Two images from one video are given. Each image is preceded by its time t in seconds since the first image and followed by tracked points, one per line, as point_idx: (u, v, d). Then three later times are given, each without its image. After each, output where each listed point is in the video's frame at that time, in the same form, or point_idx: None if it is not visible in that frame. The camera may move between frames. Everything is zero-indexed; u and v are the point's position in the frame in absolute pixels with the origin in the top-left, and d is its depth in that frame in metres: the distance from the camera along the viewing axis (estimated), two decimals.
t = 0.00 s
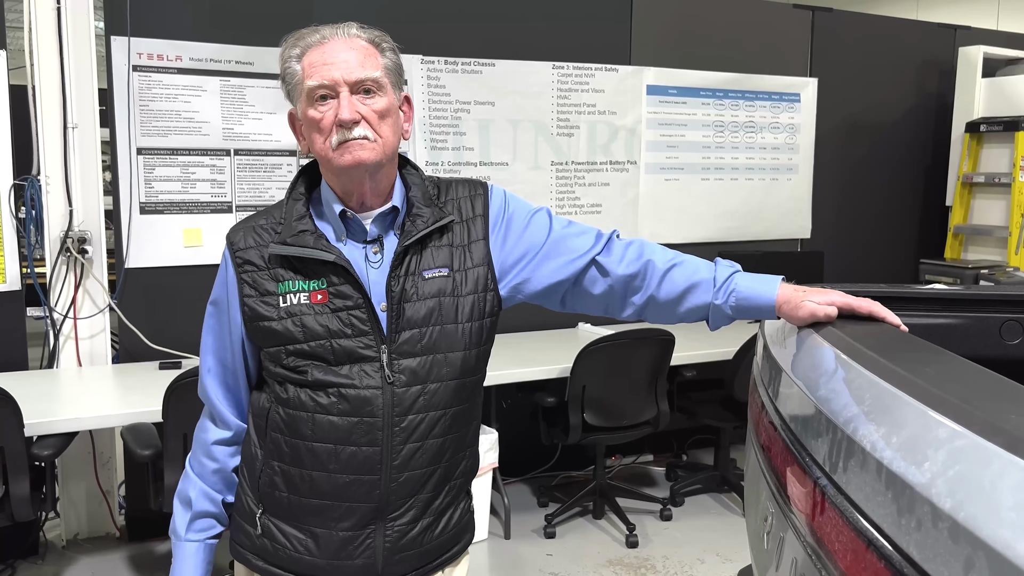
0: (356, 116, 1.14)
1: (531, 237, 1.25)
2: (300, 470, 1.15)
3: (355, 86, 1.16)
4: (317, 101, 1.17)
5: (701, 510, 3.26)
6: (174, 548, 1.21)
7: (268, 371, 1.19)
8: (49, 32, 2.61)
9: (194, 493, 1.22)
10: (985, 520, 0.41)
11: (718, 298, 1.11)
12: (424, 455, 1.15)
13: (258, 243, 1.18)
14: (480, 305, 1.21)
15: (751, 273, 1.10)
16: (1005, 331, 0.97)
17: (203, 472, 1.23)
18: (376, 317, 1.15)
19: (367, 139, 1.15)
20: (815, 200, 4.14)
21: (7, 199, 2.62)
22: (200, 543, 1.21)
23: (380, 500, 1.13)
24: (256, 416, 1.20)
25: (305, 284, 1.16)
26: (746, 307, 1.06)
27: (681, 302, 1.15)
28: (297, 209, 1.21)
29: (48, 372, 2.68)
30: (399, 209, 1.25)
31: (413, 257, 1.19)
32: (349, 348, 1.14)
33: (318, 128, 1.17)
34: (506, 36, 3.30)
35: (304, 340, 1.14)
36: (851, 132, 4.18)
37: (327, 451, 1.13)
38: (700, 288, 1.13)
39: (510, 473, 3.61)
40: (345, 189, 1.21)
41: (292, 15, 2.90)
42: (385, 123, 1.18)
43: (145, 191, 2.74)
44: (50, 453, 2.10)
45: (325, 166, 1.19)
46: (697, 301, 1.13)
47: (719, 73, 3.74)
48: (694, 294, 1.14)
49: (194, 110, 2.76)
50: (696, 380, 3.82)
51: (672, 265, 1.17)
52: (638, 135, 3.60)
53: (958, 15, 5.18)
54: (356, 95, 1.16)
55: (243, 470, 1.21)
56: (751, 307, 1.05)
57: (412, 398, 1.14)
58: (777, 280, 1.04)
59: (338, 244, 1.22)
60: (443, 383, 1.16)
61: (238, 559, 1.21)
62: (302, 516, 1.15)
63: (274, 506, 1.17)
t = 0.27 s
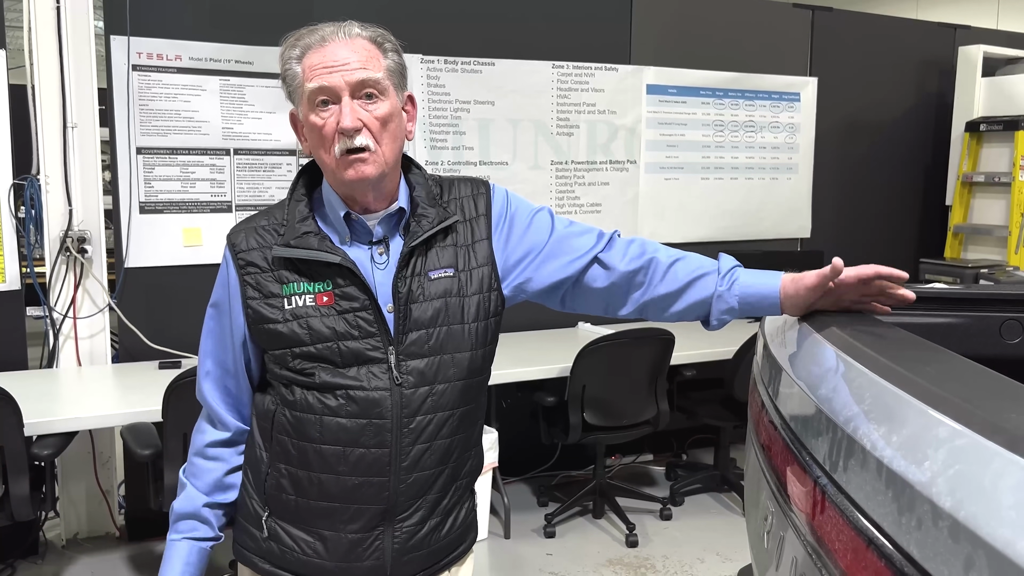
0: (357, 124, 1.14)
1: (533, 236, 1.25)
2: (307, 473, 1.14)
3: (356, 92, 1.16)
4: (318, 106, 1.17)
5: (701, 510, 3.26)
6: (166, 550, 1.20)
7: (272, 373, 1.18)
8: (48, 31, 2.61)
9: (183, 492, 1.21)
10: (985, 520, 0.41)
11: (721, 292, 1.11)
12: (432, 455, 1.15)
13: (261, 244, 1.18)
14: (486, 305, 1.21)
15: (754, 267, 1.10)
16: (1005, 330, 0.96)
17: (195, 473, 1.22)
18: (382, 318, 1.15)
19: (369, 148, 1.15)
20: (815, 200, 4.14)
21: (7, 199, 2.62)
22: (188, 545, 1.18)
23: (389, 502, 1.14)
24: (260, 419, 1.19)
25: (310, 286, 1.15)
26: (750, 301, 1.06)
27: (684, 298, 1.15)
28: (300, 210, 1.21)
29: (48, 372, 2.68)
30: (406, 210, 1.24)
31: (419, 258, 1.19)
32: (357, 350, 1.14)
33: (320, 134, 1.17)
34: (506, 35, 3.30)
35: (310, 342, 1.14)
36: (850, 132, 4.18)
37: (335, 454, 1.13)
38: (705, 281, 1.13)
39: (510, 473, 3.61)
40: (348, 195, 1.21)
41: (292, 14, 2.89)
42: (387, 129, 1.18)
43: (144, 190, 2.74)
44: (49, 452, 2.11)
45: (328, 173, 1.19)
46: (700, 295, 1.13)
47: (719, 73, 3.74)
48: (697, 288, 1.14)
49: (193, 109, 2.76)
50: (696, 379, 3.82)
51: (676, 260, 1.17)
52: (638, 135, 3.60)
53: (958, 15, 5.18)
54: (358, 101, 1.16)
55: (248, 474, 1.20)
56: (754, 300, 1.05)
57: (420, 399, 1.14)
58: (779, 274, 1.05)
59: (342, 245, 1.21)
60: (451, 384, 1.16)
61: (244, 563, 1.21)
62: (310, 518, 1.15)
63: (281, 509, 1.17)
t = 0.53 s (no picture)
0: (370, 120, 1.14)
1: (535, 238, 1.26)
2: (314, 475, 1.14)
3: (370, 88, 1.15)
4: (331, 101, 1.16)
5: (700, 509, 3.26)
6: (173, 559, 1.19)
7: (277, 374, 1.17)
8: (48, 31, 2.61)
9: (191, 501, 1.19)
10: (985, 518, 0.41)
11: (722, 299, 1.12)
12: (439, 457, 1.15)
13: (267, 243, 1.16)
14: (492, 305, 1.22)
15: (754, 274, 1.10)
16: (1004, 329, 0.96)
17: (200, 479, 1.21)
18: (390, 319, 1.15)
19: (381, 143, 1.15)
20: (815, 199, 4.14)
21: (6, 198, 2.62)
22: (199, 553, 1.18)
23: (396, 503, 1.14)
24: (265, 420, 1.19)
25: (318, 286, 1.15)
26: (750, 308, 1.07)
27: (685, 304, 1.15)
28: (307, 208, 1.20)
29: (47, 371, 2.68)
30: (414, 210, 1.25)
31: (426, 259, 1.19)
32: (365, 351, 1.14)
33: (332, 129, 1.16)
34: (506, 35, 3.30)
35: (318, 343, 1.14)
36: (850, 132, 4.19)
37: (343, 456, 1.13)
38: (705, 288, 1.14)
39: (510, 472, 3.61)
40: (356, 191, 1.21)
41: (291, 13, 2.89)
42: (398, 127, 1.18)
43: (144, 190, 2.74)
44: (49, 452, 2.11)
45: (338, 168, 1.18)
46: (701, 302, 1.14)
47: (718, 73, 3.74)
48: (697, 295, 1.14)
49: (193, 109, 2.76)
50: (695, 379, 3.82)
51: (676, 266, 1.18)
52: (637, 134, 3.60)
53: (957, 14, 5.18)
54: (371, 97, 1.16)
55: (252, 476, 1.20)
56: (754, 308, 1.06)
57: (427, 400, 1.14)
58: (779, 282, 1.05)
59: (351, 245, 1.21)
60: (457, 385, 1.17)
61: (248, 565, 1.21)
62: (316, 521, 1.15)
63: (287, 511, 1.17)
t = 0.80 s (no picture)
0: (393, 123, 1.13)
1: (535, 238, 1.26)
2: (322, 475, 1.14)
3: (392, 91, 1.14)
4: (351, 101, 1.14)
5: (700, 509, 3.26)
6: (182, 562, 1.19)
7: (284, 374, 1.17)
8: (47, 30, 2.61)
9: (201, 506, 1.19)
10: (984, 517, 0.41)
11: (722, 298, 1.12)
12: (446, 456, 1.16)
13: (275, 242, 1.16)
14: (498, 305, 1.22)
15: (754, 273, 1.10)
16: (1003, 329, 0.96)
17: (208, 483, 1.20)
18: (399, 318, 1.15)
19: (401, 147, 1.15)
20: (814, 199, 4.14)
21: (6, 198, 2.62)
22: (210, 559, 1.19)
23: (405, 502, 1.14)
24: (271, 421, 1.18)
25: (326, 285, 1.14)
26: (751, 307, 1.07)
27: (686, 303, 1.15)
28: (314, 207, 1.19)
29: (47, 371, 2.68)
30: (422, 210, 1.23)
31: (433, 260, 1.18)
32: (374, 350, 1.13)
33: (351, 129, 1.14)
34: (505, 34, 3.30)
35: (327, 343, 1.13)
36: (850, 131, 4.19)
37: (352, 456, 1.13)
38: (705, 287, 1.14)
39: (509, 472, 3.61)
40: (369, 192, 1.20)
41: (291, 12, 2.89)
42: (417, 130, 1.18)
43: (144, 190, 2.74)
44: (49, 452, 2.11)
45: (353, 167, 1.17)
46: (702, 301, 1.14)
47: (718, 72, 3.75)
48: (698, 294, 1.14)
49: (193, 109, 2.76)
50: (695, 378, 3.82)
51: (676, 264, 1.17)
52: (637, 134, 3.60)
53: (957, 14, 5.18)
54: (392, 100, 1.15)
55: (257, 477, 1.19)
56: (754, 307, 1.06)
57: (436, 400, 1.15)
58: (780, 281, 1.05)
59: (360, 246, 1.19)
60: (465, 384, 1.17)
61: (253, 566, 1.21)
62: (324, 521, 1.15)
63: (294, 511, 1.16)
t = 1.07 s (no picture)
0: (420, 123, 1.14)
1: (536, 237, 1.26)
2: (330, 475, 1.14)
3: (416, 91, 1.14)
4: (374, 100, 1.14)
5: (700, 509, 3.26)
6: (187, 564, 1.19)
7: (290, 373, 1.16)
8: (47, 30, 2.61)
9: (210, 508, 1.19)
10: (983, 516, 0.41)
11: (722, 297, 1.12)
12: (453, 454, 1.16)
13: (280, 242, 1.15)
14: (502, 304, 1.22)
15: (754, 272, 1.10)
16: (1002, 328, 0.97)
17: (215, 485, 1.20)
18: (406, 318, 1.15)
19: (424, 147, 1.15)
20: (814, 199, 4.14)
21: (6, 198, 2.62)
22: (217, 561, 1.19)
23: (413, 501, 1.14)
24: (277, 420, 1.18)
25: (333, 285, 1.14)
26: (750, 306, 1.07)
27: (686, 303, 1.15)
28: (320, 206, 1.19)
29: (47, 371, 2.68)
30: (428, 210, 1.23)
31: (439, 260, 1.18)
32: (382, 349, 1.13)
33: (374, 128, 1.14)
34: (505, 34, 3.30)
35: (335, 342, 1.13)
36: (849, 131, 4.19)
37: (361, 455, 1.13)
38: (705, 287, 1.14)
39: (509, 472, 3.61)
40: (384, 192, 1.19)
41: (290, 12, 2.89)
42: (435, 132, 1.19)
43: (144, 190, 2.74)
44: (49, 452, 2.11)
45: (372, 167, 1.16)
46: (702, 301, 1.14)
47: (718, 72, 3.75)
48: (697, 293, 1.14)
49: (192, 109, 2.76)
50: (695, 378, 3.83)
51: (676, 264, 1.17)
52: (637, 134, 3.60)
53: (956, 14, 5.18)
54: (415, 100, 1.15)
55: (264, 477, 1.19)
56: (754, 306, 1.06)
57: (443, 398, 1.15)
58: (780, 280, 1.05)
59: (366, 245, 1.19)
60: (471, 383, 1.17)
61: (259, 567, 1.20)
62: (332, 521, 1.15)
63: (301, 511, 1.16)
